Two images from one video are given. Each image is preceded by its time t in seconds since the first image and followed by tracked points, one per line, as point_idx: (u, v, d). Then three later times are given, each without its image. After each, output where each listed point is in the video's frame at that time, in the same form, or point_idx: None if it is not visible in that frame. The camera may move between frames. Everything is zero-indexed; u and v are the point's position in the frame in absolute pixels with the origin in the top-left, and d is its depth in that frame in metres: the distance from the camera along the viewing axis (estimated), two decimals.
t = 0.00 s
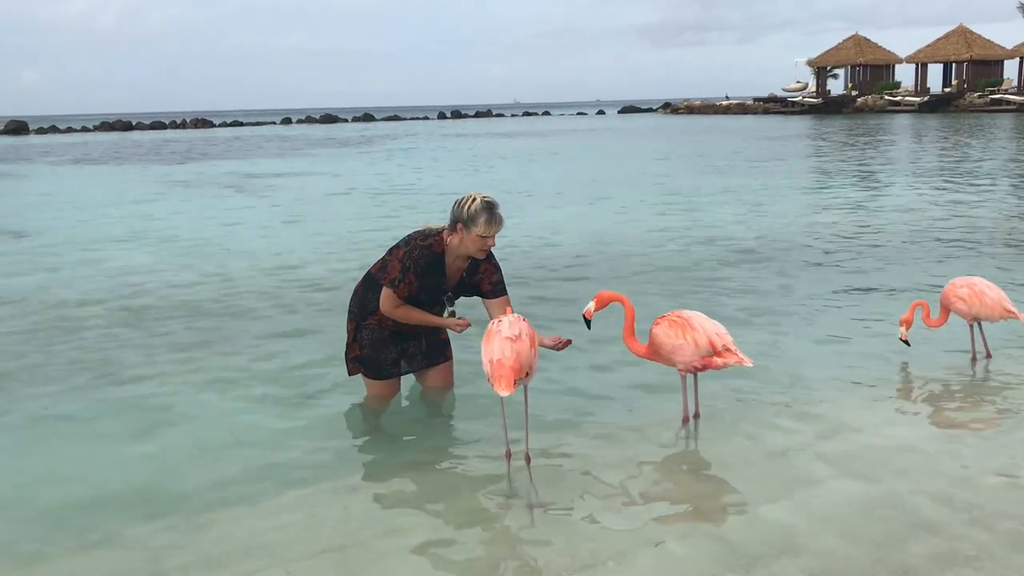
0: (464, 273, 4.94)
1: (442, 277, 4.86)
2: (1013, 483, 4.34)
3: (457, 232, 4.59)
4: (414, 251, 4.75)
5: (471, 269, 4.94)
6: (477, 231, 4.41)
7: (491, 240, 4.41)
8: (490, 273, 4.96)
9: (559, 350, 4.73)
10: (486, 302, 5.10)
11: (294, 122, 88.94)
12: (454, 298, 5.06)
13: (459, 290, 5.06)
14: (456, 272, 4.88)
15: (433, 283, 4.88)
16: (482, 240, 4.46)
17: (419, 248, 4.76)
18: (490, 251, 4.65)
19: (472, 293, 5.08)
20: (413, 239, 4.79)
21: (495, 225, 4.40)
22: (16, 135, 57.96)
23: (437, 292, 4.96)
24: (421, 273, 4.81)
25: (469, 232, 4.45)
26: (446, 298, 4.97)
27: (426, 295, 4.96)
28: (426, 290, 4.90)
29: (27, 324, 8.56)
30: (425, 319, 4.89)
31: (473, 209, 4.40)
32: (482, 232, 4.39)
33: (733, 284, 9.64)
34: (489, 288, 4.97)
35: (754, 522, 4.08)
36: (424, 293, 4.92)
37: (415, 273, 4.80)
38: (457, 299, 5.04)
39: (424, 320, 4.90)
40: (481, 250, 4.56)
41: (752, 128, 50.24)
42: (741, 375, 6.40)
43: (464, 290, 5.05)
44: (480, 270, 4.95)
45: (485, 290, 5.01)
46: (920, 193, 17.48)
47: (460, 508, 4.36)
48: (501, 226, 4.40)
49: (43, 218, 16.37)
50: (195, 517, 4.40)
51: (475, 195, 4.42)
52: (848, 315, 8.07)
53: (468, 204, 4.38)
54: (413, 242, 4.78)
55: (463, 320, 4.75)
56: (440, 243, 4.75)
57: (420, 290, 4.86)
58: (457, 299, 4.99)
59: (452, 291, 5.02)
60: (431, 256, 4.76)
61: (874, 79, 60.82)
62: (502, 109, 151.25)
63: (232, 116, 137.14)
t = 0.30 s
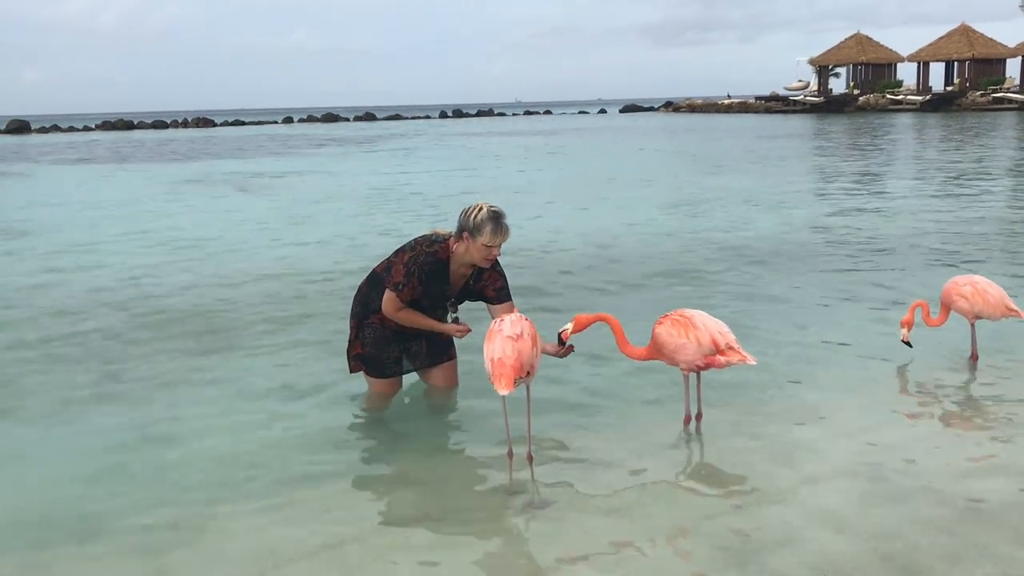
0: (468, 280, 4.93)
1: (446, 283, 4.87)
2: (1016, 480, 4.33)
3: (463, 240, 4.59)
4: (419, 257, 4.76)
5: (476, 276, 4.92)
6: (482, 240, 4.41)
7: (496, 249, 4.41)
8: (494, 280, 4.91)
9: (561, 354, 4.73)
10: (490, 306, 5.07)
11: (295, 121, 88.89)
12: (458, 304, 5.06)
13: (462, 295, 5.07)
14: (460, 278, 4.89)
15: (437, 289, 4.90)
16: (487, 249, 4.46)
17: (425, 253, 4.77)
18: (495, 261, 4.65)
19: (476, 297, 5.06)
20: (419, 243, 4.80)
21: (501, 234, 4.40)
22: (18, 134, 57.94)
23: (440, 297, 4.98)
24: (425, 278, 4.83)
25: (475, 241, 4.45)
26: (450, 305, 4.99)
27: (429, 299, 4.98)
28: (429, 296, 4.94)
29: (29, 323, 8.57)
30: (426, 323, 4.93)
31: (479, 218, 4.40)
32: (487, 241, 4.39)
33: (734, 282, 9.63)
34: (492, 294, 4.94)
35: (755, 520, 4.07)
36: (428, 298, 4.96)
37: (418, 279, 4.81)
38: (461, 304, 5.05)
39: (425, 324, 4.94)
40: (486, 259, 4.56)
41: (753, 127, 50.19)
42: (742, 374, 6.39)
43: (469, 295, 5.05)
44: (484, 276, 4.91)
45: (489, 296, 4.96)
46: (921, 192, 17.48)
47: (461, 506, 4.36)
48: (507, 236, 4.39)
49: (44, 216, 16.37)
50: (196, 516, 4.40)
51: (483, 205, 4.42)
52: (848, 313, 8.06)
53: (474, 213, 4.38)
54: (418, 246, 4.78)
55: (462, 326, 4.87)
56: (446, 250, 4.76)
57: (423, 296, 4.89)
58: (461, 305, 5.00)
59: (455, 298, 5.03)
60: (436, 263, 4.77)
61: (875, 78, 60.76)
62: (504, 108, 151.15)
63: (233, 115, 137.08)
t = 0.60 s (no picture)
0: (471, 284, 4.94)
1: (449, 287, 4.89)
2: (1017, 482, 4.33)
3: (466, 243, 4.60)
4: (423, 260, 4.77)
5: (479, 279, 4.93)
6: (484, 243, 4.42)
7: (498, 252, 4.41)
8: (497, 282, 4.92)
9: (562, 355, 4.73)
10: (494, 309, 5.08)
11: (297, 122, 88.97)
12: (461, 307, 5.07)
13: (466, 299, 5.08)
14: (463, 281, 4.90)
15: (440, 292, 4.92)
16: (489, 252, 4.47)
17: (428, 256, 4.79)
18: (498, 263, 4.66)
19: (480, 300, 5.07)
20: (422, 246, 4.81)
21: (503, 237, 4.40)
22: (20, 136, 58.02)
23: (443, 300, 5.00)
24: (428, 281, 4.84)
25: (477, 244, 4.46)
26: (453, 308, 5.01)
27: (432, 302, 5.00)
28: (433, 298, 4.95)
29: (31, 324, 8.58)
30: (428, 326, 4.93)
31: (481, 221, 4.41)
32: (489, 244, 4.40)
33: (736, 283, 9.63)
34: (496, 297, 4.95)
35: (756, 522, 4.08)
36: (431, 300, 4.97)
37: (422, 282, 4.82)
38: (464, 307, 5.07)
39: (428, 327, 4.94)
40: (488, 262, 4.56)
41: (756, 129, 50.16)
42: (744, 375, 6.39)
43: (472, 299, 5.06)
44: (488, 279, 4.91)
45: (493, 299, 4.98)
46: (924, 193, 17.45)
47: (463, 508, 4.37)
48: (509, 239, 4.40)
49: (47, 218, 16.39)
50: (198, 517, 4.41)
51: (485, 208, 4.44)
52: (851, 314, 8.05)
53: (477, 216, 4.40)
54: (421, 249, 4.80)
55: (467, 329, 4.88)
56: (449, 253, 4.78)
57: (427, 298, 4.90)
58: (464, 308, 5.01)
59: (459, 301, 5.04)
60: (439, 266, 4.78)
61: (878, 79, 60.66)
62: (508, 109, 150.85)
63: (236, 116, 137.09)
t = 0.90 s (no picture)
0: (480, 288, 4.95)
1: (457, 291, 4.91)
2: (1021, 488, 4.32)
3: (473, 246, 4.63)
4: (431, 264, 4.81)
5: (488, 283, 4.93)
6: (489, 246, 4.44)
7: (503, 256, 4.43)
8: (506, 287, 4.90)
9: (565, 362, 4.72)
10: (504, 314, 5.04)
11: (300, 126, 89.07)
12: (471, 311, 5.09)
13: (476, 303, 5.09)
14: (472, 285, 4.91)
15: (449, 296, 4.94)
16: (494, 255, 4.48)
17: (436, 260, 4.82)
18: (505, 267, 4.67)
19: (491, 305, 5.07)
20: (431, 251, 4.85)
21: (508, 241, 4.42)
22: (23, 138, 58.12)
23: (452, 304, 5.03)
24: (437, 285, 4.87)
25: (483, 247, 4.48)
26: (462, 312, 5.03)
27: (441, 305, 5.02)
28: (442, 302, 4.98)
29: (36, 328, 8.61)
30: (435, 329, 4.96)
31: (488, 225, 4.44)
32: (494, 248, 4.42)
33: (739, 288, 9.64)
34: (504, 301, 4.91)
35: (760, 529, 4.08)
36: (440, 304, 5.00)
37: (431, 285, 4.86)
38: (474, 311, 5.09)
39: (435, 330, 4.96)
40: (494, 266, 4.58)
41: (757, 133, 50.12)
42: (748, 381, 6.40)
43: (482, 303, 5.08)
44: (495, 283, 4.90)
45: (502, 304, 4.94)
46: (926, 197, 17.42)
47: (468, 515, 4.37)
48: (514, 243, 4.40)
49: (51, 221, 16.44)
50: (204, 522, 4.43)
51: (492, 211, 4.45)
52: (854, 319, 8.06)
53: (483, 219, 4.42)
54: (430, 253, 4.83)
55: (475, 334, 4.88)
56: (458, 257, 4.79)
57: (435, 302, 4.93)
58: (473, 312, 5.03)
59: (468, 304, 5.07)
60: (447, 270, 4.81)
61: (881, 83, 60.61)
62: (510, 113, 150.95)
63: (238, 121, 137.36)
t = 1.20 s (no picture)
0: (485, 294, 4.94)
1: (463, 296, 4.92)
2: None
3: (478, 252, 4.62)
4: (436, 270, 4.82)
5: (493, 289, 4.94)
6: (493, 252, 4.43)
7: (507, 262, 4.42)
8: (511, 292, 4.92)
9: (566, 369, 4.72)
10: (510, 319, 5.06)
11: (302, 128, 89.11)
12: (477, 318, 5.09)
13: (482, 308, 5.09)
14: (477, 291, 4.91)
15: (455, 301, 4.94)
16: (498, 261, 4.47)
17: (441, 266, 4.83)
18: (510, 273, 4.67)
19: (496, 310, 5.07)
20: (437, 257, 4.86)
21: (512, 246, 4.41)
22: (25, 140, 58.22)
23: (458, 310, 5.03)
24: (442, 290, 4.87)
25: (488, 253, 4.47)
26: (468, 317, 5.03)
27: (447, 311, 5.04)
28: (447, 308, 4.98)
29: (38, 330, 8.59)
30: (442, 336, 4.98)
31: (492, 230, 4.43)
32: (498, 253, 4.41)
33: (741, 292, 9.62)
34: (509, 306, 4.94)
35: (762, 535, 4.06)
36: (446, 310, 5.01)
37: (436, 292, 4.86)
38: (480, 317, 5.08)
39: (442, 336, 4.99)
40: (498, 271, 4.57)
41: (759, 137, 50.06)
42: (750, 386, 6.38)
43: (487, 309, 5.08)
44: (501, 289, 4.91)
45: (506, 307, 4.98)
46: (929, 202, 17.39)
47: (469, 520, 4.36)
48: (518, 249, 4.40)
49: (53, 223, 16.44)
50: (204, 524, 4.42)
51: (497, 218, 4.45)
52: (857, 324, 8.03)
53: (488, 225, 4.41)
54: (436, 260, 4.84)
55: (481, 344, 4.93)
56: (463, 263, 4.81)
57: (441, 307, 4.93)
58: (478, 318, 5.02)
59: (474, 310, 5.07)
60: (452, 276, 4.81)
61: (884, 87, 60.55)
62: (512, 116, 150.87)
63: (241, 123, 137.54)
